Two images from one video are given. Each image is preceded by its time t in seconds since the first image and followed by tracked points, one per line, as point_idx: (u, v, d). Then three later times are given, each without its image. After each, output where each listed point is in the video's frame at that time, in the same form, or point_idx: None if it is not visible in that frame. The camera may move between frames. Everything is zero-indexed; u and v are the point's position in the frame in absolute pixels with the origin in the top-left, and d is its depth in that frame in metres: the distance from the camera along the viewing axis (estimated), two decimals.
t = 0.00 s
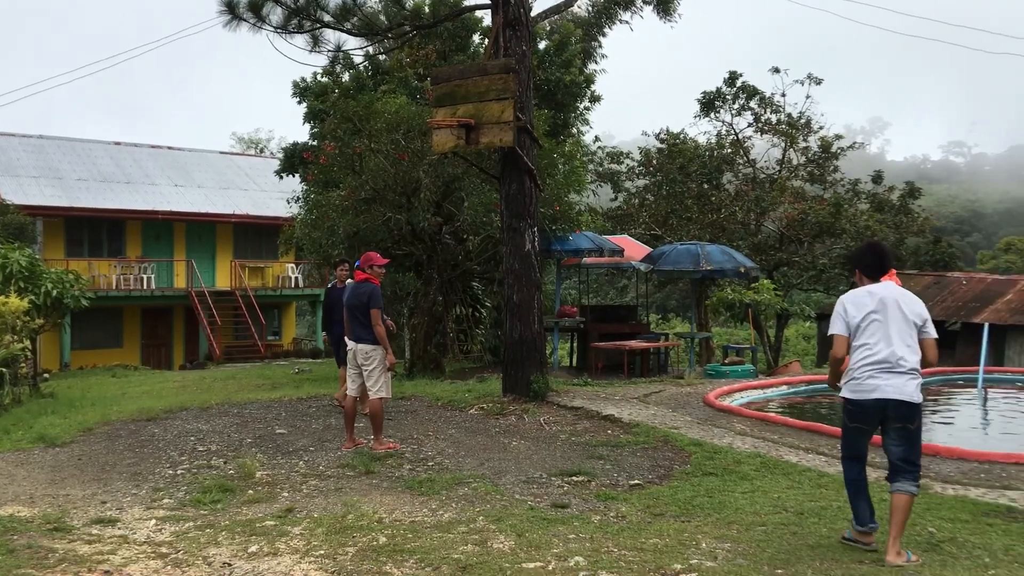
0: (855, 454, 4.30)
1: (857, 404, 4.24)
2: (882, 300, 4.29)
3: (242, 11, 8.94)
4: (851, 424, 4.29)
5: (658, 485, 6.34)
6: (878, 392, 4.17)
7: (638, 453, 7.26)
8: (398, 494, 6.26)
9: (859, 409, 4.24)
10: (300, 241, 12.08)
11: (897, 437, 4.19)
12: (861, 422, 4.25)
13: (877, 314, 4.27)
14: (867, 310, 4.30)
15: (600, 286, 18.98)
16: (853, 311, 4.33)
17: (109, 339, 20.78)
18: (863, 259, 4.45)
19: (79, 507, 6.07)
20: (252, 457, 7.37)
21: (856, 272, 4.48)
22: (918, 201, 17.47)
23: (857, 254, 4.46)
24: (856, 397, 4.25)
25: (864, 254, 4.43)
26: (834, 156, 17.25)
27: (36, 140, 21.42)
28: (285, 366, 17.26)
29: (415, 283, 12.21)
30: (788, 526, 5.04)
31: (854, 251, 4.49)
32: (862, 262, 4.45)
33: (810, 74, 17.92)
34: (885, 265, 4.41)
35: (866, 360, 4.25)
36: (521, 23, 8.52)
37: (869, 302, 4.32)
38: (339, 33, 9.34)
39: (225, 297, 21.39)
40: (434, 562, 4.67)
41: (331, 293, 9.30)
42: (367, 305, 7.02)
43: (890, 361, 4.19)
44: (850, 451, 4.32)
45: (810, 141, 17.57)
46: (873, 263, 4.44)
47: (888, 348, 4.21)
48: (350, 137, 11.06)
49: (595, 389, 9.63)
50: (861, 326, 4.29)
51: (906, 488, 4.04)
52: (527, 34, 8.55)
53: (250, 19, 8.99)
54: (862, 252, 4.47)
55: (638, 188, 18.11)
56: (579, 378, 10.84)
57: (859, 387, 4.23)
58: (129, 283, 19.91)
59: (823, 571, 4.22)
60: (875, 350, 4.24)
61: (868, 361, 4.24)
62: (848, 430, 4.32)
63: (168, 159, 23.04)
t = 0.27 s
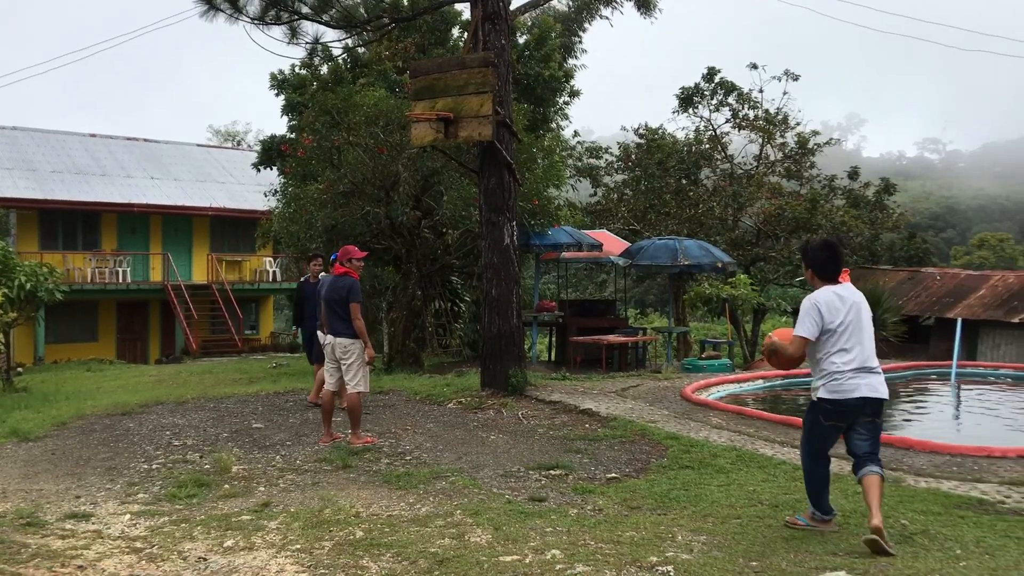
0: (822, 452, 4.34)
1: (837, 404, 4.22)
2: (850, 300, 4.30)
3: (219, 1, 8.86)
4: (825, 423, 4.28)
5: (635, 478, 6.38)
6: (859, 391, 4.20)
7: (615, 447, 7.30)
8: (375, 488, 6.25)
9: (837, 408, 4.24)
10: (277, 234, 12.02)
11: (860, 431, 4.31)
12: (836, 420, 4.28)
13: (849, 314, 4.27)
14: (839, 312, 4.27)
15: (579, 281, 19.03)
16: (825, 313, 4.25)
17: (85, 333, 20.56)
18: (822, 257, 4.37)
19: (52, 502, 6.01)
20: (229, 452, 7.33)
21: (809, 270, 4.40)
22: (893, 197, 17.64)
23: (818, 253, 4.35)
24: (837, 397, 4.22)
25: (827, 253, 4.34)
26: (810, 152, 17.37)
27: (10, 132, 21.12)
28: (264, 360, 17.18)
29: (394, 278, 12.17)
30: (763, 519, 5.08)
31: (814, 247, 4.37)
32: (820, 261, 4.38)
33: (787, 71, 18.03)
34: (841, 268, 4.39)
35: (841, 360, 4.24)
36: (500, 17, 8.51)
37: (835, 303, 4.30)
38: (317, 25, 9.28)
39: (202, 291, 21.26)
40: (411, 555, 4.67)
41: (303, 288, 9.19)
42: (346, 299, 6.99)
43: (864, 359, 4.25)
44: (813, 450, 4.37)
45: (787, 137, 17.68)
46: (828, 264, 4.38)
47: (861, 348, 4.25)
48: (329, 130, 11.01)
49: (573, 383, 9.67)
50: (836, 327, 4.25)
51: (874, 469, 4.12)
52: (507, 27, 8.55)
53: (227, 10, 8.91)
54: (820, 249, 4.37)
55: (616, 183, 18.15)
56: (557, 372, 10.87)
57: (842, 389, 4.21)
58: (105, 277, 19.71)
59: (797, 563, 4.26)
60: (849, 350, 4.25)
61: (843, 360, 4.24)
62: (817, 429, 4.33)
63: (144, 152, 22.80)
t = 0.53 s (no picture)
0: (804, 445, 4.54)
1: (830, 402, 4.46)
2: (828, 303, 4.58)
3: None
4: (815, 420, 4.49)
5: (627, 474, 6.39)
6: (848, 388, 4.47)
7: (608, 443, 7.31)
8: (368, 485, 6.25)
9: (829, 406, 4.47)
10: (269, 231, 11.99)
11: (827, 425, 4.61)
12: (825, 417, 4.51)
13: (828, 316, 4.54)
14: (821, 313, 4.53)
15: (571, 277, 19.05)
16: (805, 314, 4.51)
17: (77, 330, 20.50)
18: (802, 262, 4.61)
19: (44, 500, 6.00)
20: (221, 449, 7.32)
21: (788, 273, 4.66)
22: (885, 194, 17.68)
23: (801, 259, 4.58)
24: (832, 395, 4.45)
25: (808, 260, 4.57)
26: (802, 149, 17.39)
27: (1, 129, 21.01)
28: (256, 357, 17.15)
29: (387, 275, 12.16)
30: (754, 515, 5.09)
31: (796, 252, 4.61)
32: (799, 265, 4.61)
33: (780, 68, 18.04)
34: (820, 274, 4.60)
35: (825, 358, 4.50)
36: (492, 13, 8.49)
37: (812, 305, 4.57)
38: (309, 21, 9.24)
39: (194, 288, 21.17)
40: (404, 552, 4.67)
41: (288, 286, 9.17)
42: (340, 296, 7.00)
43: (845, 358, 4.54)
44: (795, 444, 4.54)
45: (779, 134, 17.71)
46: (807, 269, 4.61)
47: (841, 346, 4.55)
48: (321, 127, 10.99)
49: (566, 380, 9.68)
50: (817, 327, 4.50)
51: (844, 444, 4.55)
52: (499, 24, 8.53)
53: (218, 6, 8.88)
54: (802, 254, 4.62)
55: (609, 180, 18.16)
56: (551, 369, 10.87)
57: (833, 387, 4.44)
58: (97, 274, 19.66)
59: (790, 558, 4.29)
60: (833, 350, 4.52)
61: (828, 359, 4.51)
62: (802, 424, 4.53)
63: (136, 149, 22.72)
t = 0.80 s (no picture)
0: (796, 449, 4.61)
1: (818, 404, 4.55)
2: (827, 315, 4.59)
3: (215, 2, 8.85)
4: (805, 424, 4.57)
5: (635, 475, 6.38)
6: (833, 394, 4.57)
7: (615, 445, 7.30)
8: (376, 487, 6.25)
9: (819, 409, 4.56)
10: (276, 234, 12.01)
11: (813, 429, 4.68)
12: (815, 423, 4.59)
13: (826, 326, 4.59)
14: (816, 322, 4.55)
15: (578, 278, 19.04)
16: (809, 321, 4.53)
17: (85, 334, 20.57)
18: (812, 276, 4.55)
19: (53, 504, 6.02)
20: (229, 452, 7.33)
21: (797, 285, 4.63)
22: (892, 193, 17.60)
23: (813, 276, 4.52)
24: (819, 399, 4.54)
25: (817, 277, 4.50)
26: (809, 148, 17.33)
27: (8, 134, 21.10)
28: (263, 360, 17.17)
29: (393, 277, 12.17)
30: (763, 516, 5.08)
31: (810, 267, 4.54)
32: (806, 279, 4.56)
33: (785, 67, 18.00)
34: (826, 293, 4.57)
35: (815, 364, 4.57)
36: (497, 15, 8.50)
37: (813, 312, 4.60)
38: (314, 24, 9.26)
39: (201, 292, 21.28)
40: (412, 554, 4.67)
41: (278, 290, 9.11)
42: (347, 298, 7.00)
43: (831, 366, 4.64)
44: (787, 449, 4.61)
45: (785, 133, 17.66)
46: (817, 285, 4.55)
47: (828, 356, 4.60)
48: (327, 130, 11.01)
49: (573, 381, 9.67)
50: (818, 335, 4.53)
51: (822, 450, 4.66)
52: (504, 26, 8.54)
53: (224, 10, 8.91)
54: (815, 269, 4.55)
55: (615, 180, 18.14)
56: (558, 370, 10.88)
57: (820, 392, 4.53)
58: (105, 278, 19.74)
59: (799, 559, 4.27)
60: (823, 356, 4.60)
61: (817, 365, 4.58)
62: (793, 429, 4.60)
63: (142, 153, 22.79)
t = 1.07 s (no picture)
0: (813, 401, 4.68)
1: (812, 347, 4.64)
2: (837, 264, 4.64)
3: (229, 10, 8.92)
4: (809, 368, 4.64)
5: (650, 481, 6.36)
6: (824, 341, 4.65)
7: (629, 450, 7.28)
8: (390, 493, 6.26)
9: (818, 352, 4.64)
10: (289, 241, 12.06)
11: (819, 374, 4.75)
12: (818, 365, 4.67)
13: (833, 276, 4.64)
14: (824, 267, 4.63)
15: (590, 283, 19.03)
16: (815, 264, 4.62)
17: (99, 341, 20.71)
18: (833, 227, 4.59)
19: (70, 510, 6.05)
20: (243, 459, 7.35)
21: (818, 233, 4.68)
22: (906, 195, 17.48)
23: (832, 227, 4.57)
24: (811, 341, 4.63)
25: (837, 228, 4.54)
26: (822, 151, 17.19)
27: (24, 143, 21.30)
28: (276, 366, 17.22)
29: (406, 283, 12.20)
30: (778, 520, 5.05)
31: (832, 218, 4.57)
32: (827, 230, 4.59)
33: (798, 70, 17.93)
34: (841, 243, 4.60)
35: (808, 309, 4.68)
36: (509, 21, 8.52)
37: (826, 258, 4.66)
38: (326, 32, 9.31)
39: (214, 298, 21.32)
40: (427, 561, 4.67)
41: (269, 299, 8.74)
42: (361, 304, 7.01)
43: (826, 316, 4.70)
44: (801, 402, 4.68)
45: (798, 137, 17.60)
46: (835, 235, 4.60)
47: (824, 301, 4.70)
48: (340, 136, 11.04)
49: (587, 386, 9.66)
50: (823, 279, 4.60)
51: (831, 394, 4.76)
52: (515, 32, 8.56)
53: (237, 19, 8.97)
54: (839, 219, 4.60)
55: (627, 185, 18.14)
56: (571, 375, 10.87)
57: (809, 334, 4.63)
58: (120, 286, 19.88)
59: (814, 564, 4.25)
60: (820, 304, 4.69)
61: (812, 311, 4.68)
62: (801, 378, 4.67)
63: (156, 161, 22.95)
